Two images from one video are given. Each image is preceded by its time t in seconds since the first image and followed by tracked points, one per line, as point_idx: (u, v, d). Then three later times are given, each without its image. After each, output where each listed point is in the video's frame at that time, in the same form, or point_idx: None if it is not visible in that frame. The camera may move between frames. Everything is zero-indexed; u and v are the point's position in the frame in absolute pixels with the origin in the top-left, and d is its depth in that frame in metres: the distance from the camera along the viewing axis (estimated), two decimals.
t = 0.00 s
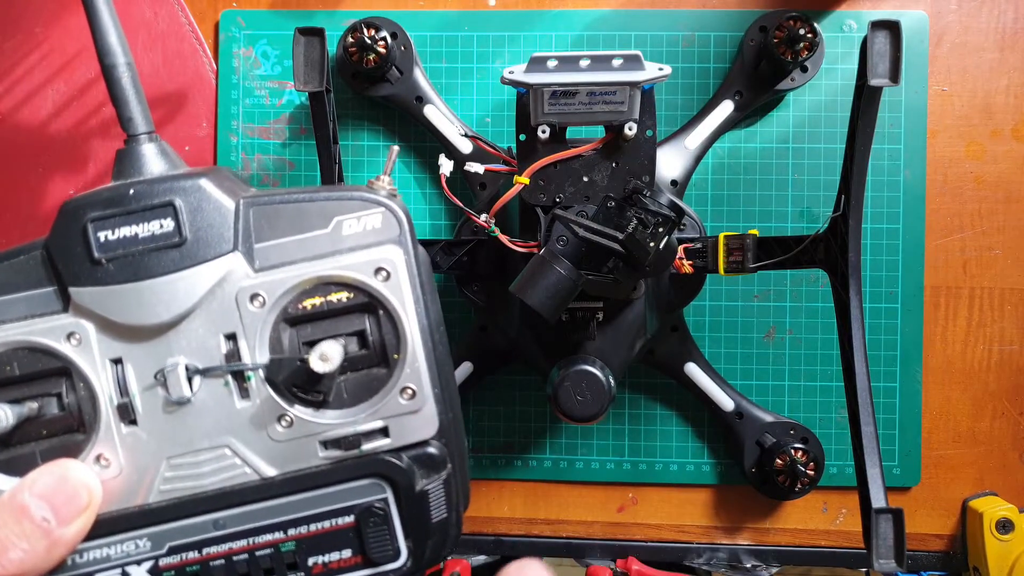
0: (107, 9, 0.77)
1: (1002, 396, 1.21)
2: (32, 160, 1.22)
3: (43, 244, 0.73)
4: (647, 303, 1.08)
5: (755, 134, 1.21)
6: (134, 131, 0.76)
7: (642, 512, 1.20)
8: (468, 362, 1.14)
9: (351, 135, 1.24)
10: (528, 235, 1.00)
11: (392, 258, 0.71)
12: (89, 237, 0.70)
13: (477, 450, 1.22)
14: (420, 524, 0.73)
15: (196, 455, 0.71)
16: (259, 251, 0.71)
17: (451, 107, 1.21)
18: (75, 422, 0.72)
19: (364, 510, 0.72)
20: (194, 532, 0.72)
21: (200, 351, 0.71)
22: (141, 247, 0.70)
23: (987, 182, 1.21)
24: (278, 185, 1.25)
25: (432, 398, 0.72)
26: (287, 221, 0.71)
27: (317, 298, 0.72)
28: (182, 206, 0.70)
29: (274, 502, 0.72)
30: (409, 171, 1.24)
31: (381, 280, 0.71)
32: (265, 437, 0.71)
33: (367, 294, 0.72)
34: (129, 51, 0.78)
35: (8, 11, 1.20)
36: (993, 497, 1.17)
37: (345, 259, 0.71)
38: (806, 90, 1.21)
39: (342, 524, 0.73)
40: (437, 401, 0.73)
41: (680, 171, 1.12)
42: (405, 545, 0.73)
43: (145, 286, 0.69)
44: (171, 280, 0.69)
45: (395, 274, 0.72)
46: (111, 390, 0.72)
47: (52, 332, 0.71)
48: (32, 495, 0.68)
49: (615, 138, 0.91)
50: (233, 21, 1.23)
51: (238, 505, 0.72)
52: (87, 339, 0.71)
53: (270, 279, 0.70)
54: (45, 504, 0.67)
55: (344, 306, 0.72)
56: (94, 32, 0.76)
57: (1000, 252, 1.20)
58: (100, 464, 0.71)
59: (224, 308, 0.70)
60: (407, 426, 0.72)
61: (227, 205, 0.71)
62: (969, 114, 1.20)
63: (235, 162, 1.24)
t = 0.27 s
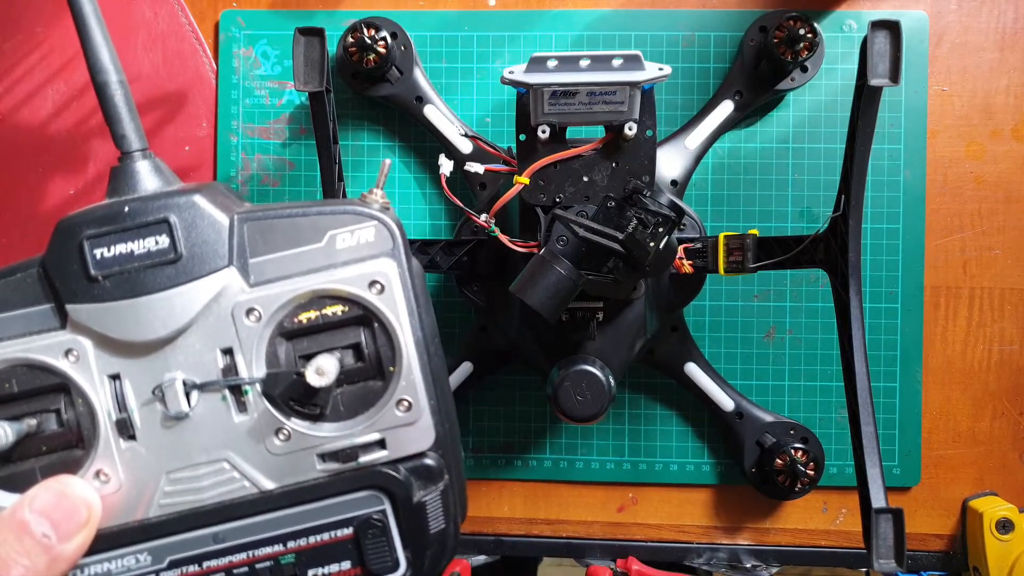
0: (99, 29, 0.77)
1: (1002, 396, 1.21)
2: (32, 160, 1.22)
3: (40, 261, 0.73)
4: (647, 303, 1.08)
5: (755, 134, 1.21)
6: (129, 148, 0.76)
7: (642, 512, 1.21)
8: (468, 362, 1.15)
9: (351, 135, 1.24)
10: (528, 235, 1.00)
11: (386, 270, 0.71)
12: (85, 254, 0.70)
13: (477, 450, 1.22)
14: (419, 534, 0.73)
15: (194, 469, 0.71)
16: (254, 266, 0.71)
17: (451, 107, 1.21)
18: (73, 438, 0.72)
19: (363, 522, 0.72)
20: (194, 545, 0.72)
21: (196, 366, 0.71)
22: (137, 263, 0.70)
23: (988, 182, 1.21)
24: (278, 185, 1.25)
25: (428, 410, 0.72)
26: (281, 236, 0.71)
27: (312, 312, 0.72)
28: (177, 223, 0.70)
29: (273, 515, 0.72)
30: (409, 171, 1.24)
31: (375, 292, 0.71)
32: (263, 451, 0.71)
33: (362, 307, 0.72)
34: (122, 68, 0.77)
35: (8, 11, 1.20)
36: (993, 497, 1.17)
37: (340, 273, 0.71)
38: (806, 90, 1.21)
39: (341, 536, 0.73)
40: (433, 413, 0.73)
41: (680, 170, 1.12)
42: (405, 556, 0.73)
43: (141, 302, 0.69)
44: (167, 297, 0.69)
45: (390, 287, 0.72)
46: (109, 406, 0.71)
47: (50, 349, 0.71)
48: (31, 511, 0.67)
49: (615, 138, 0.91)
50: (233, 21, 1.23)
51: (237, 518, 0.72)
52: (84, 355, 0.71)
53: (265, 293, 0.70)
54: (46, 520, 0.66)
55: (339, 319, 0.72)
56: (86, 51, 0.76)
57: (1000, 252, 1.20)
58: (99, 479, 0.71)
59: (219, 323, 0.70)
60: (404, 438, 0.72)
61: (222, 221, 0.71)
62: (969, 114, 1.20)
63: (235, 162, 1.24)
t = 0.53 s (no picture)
0: (100, 25, 0.77)
1: (1002, 396, 1.21)
2: (32, 160, 1.22)
3: (42, 259, 0.73)
4: (647, 303, 1.08)
5: (755, 134, 1.21)
6: (131, 145, 0.76)
7: (642, 512, 1.20)
8: (468, 362, 1.15)
9: (351, 135, 1.24)
10: (528, 235, 1.00)
11: (391, 267, 0.72)
12: (87, 252, 0.70)
13: (477, 450, 1.22)
14: (425, 532, 0.73)
15: (199, 468, 0.71)
16: (258, 263, 0.71)
17: (450, 107, 1.21)
18: (76, 436, 0.72)
19: (368, 520, 0.72)
20: (198, 544, 0.72)
21: (199, 364, 0.71)
22: (139, 260, 0.70)
23: (988, 182, 1.21)
24: (278, 185, 1.25)
25: (434, 407, 0.72)
26: (284, 233, 0.71)
27: (316, 309, 0.72)
28: (178, 219, 0.70)
29: (278, 513, 0.72)
30: (409, 171, 1.24)
31: (379, 289, 0.72)
32: (267, 448, 0.71)
33: (367, 304, 0.72)
34: (123, 65, 0.77)
35: (8, 11, 1.20)
36: (993, 497, 1.17)
37: (344, 270, 0.71)
38: (806, 90, 1.21)
39: (346, 534, 0.72)
40: (438, 410, 0.73)
41: (680, 170, 1.12)
42: (411, 555, 0.73)
43: (143, 300, 0.69)
44: (169, 294, 0.69)
45: (394, 284, 0.72)
46: (111, 404, 0.71)
47: (53, 347, 0.71)
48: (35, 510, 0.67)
49: (615, 138, 0.91)
50: (233, 21, 1.23)
51: (242, 517, 0.72)
52: (86, 353, 0.71)
53: (269, 291, 0.70)
54: (48, 520, 0.66)
55: (343, 317, 0.72)
56: (88, 48, 0.76)
57: (1000, 252, 1.20)
58: (102, 478, 0.71)
59: (223, 320, 0.70)
60: (409, 435, 0.72)
61: (224, 218, 0.71)
62: (969, 114, 1.20)
63: (235, 162, 1.24)
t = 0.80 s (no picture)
0: (112, 24, 0.77)
1: (1002, 396, 1.21)
2: (33, 160, 1.22)
3: (52, 257, 0.72)
4: (647, 303, 1.08)
5: (755, 134, 1.21)
6: (142, 145, 0.76)
7: (642, 512, 1.21)
8: (468, 362, 1.15)
9: (351, 135, 1.24)
10: (528, 235, 1.00)
11: (400, 267, 0.72)
12: (98, 250, 0.70)
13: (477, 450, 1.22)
14: (433, 530, 0.73)
15: (208, 466, 0.71)
16: (268, 262, 0.71)
17: (450, 107, 1.21)
18: (87, 434, 0.72)
19: (377, 518, 0.72)
20: (207, 542, 0.72)
21: (209, 363, 0.71)
22: (150, 259, 0.69)
23: (988, 182, 1.21)
24: (278, 185, 1.25)
25: (443, 406, 0.73)
26: (295, 232, 0.71)
27: (326, 308, 0.72)
28: (190, 219, 0.70)
29: (287, 511, 0.72)
30: (409, 171, 1.24)
31: (389, 289, 0.72)
32: (277, 447, 0.71)
33: (376, 303, 0.72)
34: (135, 65, 0.78)
35: (8, 12, 1.20)
36: (993, 497, 1.17)
37: (354, 269, 0.71)
38: (805, 90, 1.21)
39: (354, 532, 0.73)
40: (447, 409, 0.73)
41: (680, 170, 1.12)
42: (418, 552, 0.73)
43: (155, 299, 0.69)
44: (181, 292, 0.69)
45: (404, 283, 0.72)
46: (122, 403, 0.71)
47: (63, 346, 0.71)
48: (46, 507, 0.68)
49: (615, 138, 0.91)
50: (233, 21, 1.23)
51: (250, 515, 0.72)
52: (97, 352, 0.71)
53: (279, 290, 0.70)
54: (59, 516, 0.67)
55: (353, 316, 0.72)
56: (99, 48, 0.76)
57: (1001, 252, 1.20)
58: (113, 476, 0.71)
59: (233, 319, 0.70)
60: (418, 434, 0.72)
61: (235, 217, 0.71)
62: (969, 114, 1.20)
63: (235, 162, 1.24)
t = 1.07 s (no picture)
0: (117, 16, 0.77)
1: (1002, 396, 1.21)
2: (33, 160, 1.22)
3: (59, 247, 0.73)
4: (647, 303, 1.08)
5: (755, 134, 1.21)
6: (145, 136, 0.76)
7: (642, 512, 1.21)
8: (468, 362, 1.15)
9: (351, 135, 1.24)
10: (528, 235, 1.00)
11: (402, 256, 0.71)
12: (104, 240, 0.70)
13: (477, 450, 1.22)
14: (434, 517, 0.73)
15: (212, 452, 0.71)
16: (271, 252, 0.71)
17: (450, 107, 1.21)
18: (92, 422, 0.72)
19: (379, 504, 0.72)
20: (211, 527, 0.72)
21: (213, 351, 0.71)
22: (155, 248, 0.70)
23: (988, 182, 1.21)
24: (278, 185, 1.25)
25: (444, 393, 0.72)
26: (298, 221, 0.71)
27: (329, 297, 0.72)
28: (195, 208, 0.70)
29: (290, 497, 0.72)
30: (409, 171, 1.24)
31: (391, 278, 0.71)
32: (280, 433, 0.71)
33: (378, 292, 0.72)
34: (139, 58, 0.77)
35: (8, 12, 1.20)
36: (993, 497, 1.17)
37: (356, 258, 0.71)
38: (805, 90, 1.21)
39: (357, 518, 0.72)
40: (448, 396, 0.73)
41: (680, 170, 1.12)
42: (420, 538, 0.73)
43: (160, 287, 0.69)
44: (185, 282, 0.69)
45: (405, 273, 0.72)
46: (127, 390, 0.72)
47: (69, 334, 0.71)
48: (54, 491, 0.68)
49: (615, 138, 0.91)
50: (233, 21, 1.23)
51: (253, 501, 0.72)
52: (103, 340, 0.71)
53: (282, 279, 0.70)
54: (65, 501, 0.67)
55: (355, 305, 0.72)
56: (103, 40, 0.76)
57: (1001, 252, 1.20)
58: (118, 462, 0.71)
59: (236, 308, 0.70)
60: (419, 421, 0.72)
61: (238, 207, 0.71)
62: (969, 114, 1.20)
63: (235, 162, 1.24)
